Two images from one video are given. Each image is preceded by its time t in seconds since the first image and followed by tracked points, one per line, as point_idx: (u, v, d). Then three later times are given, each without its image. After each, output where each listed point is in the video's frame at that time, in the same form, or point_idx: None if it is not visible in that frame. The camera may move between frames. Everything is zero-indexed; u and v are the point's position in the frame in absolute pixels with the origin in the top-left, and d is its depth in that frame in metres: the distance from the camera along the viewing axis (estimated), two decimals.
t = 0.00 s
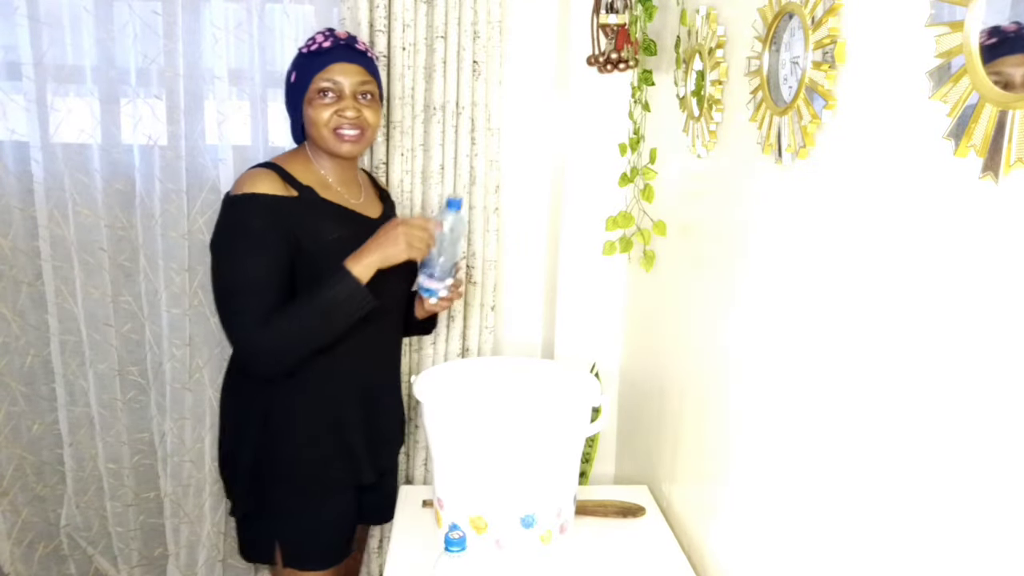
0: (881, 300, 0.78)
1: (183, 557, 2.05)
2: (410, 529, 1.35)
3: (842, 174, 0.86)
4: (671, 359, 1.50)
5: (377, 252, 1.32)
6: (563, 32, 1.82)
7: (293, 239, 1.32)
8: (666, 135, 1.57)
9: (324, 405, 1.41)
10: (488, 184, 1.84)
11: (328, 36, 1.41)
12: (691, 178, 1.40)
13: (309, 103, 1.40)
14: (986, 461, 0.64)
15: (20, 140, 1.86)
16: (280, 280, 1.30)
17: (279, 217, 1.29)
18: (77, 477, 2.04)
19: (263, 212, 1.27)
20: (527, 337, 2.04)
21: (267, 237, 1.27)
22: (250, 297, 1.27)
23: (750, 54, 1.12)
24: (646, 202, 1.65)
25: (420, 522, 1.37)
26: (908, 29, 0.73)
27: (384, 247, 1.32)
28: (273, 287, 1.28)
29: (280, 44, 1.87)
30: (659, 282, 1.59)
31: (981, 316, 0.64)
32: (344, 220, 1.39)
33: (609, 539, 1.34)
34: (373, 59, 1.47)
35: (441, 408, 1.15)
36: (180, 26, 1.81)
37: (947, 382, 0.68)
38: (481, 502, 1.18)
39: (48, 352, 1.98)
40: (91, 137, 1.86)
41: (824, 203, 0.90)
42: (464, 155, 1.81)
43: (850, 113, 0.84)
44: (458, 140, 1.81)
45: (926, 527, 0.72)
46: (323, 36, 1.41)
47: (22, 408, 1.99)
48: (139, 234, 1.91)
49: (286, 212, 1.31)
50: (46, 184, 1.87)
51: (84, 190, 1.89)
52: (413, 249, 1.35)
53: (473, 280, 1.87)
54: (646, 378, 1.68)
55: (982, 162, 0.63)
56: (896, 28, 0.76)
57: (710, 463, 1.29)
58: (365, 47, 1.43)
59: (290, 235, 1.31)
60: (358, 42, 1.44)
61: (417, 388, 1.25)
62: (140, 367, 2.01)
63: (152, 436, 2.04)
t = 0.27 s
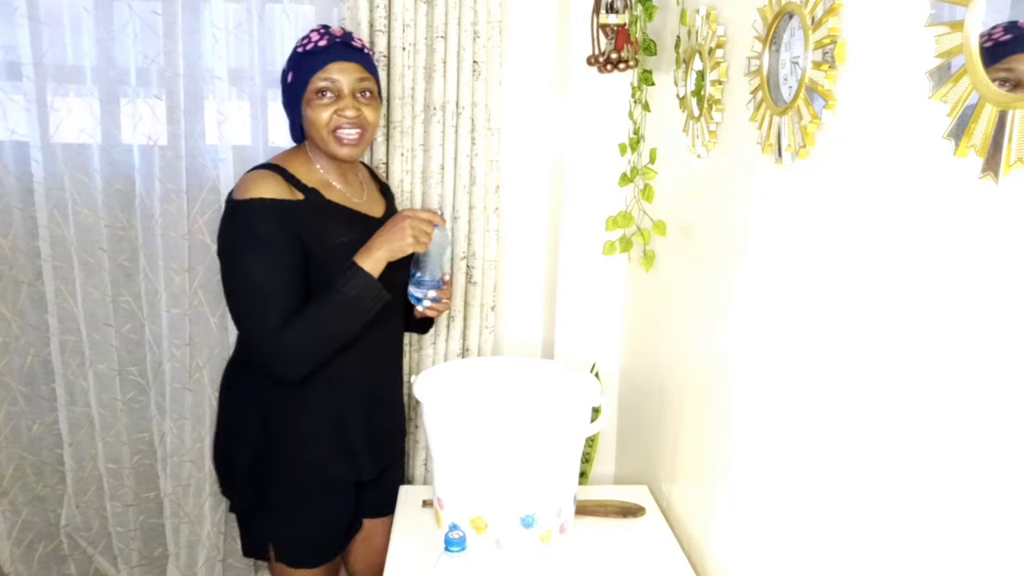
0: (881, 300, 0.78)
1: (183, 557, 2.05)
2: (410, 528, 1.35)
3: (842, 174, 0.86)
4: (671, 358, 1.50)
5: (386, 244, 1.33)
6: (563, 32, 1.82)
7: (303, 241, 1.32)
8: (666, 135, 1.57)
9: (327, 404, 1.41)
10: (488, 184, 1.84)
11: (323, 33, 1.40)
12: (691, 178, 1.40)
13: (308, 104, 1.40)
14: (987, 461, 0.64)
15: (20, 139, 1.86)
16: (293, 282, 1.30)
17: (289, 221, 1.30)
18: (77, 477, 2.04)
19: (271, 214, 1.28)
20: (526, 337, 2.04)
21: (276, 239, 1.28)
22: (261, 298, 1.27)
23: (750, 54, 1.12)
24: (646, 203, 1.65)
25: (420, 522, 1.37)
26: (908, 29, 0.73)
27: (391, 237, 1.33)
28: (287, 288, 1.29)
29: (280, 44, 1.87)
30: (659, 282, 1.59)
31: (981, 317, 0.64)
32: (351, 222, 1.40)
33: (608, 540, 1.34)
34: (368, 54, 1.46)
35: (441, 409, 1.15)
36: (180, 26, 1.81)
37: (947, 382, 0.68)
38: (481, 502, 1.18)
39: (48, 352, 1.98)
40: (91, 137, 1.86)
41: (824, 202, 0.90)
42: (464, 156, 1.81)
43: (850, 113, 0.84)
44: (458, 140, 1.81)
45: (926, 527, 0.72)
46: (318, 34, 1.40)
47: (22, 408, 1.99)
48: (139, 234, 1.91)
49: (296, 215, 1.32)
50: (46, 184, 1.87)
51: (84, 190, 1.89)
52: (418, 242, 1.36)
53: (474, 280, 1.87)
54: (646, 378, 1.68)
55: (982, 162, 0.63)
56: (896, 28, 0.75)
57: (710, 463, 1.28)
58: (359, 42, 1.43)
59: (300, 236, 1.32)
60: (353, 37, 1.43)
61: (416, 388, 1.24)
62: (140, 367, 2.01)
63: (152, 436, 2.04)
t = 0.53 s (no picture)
0: (881, 300, 0.78)
1: (183, 557, 2.05)
2: (410, 527, 1.35)
3: (842, 173, 0.86)
4: (671, 357, 1.50)
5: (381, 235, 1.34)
6: (563, 32, 1.82)
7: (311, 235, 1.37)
8: (665, 135, 1.57)
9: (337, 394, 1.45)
10: (488, 184, 1.84)
11: (342, 44, 1.41)
12: (691, 178, 1.40)
13: (326, 113, 1.42)
14: (987, 461, 0.64)
15: (20, 139, 1.86)
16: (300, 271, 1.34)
17: (298, 214, 1.36)
18: (77, 477, 2.04)
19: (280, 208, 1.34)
20: (526, 337, 2.04)
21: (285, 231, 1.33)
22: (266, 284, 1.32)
23: (750, 54, 1.12)
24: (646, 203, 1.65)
25: (420, 522, 1.37)
26: (908, 29, 0.73)
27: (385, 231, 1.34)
28: (294, 278, 1.33)
29: (280, 44, 1.87)
30: (659, 282, 1.59)
31: (982, 316, 0.64)
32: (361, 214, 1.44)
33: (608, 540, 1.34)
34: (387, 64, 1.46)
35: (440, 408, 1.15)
36: (180, 26, 1.81)
37: (948, 381, 0.68)
38: (481, 502, 1.18)
39: (49, 352, 1.98)
40: (91, 137, 1.86)
41: (824, 202, 0.90)
42: (464, 156, 1.81)
43: (850, 113, 0.84)
44: (458, 140, 1.81)
45: (926, 527, 0.72)
46: (337, 44, 1.42)
47: (22, 408, 1.99)
48: (139, 235, 1.91)
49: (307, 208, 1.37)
50: (46, 184, 1.87)
51: (84, 190, 1.89)
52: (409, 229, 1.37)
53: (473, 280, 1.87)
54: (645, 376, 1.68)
55: (982, 163, 0.63)
56: (896, 28, 0.75)
57: (710, 463, 1.28)
58: (378, 53, 1.43)
59: (310, 230, 1.37)
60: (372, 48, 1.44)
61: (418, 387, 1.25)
62: (140, 367, 2.01)
63: (152, 436, 2.04)
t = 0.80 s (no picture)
0: (881, 299, 0.78)
1: (183, 557, 2.06)
2: (410, 527, 1.35)
3: (842, 173, 0.86)
4: (670, 356, 1.50)
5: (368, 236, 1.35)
6: (563, 33, 1.82)
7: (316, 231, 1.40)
8: (665, 135, 1.57)
9: (334, 387, 1.48)
10: (488, 184, 1.84)
11: (363, 54, 1.43)
12: (691, 178, 1.40)
13: (346, 120, 1.44)
14: (987, 461, 0.64)
15: (20, 139, 1.86)
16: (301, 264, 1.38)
17: (306, 211, 1.39)
18: (77, 477, 2.04)
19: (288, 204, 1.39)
20: (526, 337, 2.04)
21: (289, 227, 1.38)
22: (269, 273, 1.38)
23: (750, 54, 1.12)
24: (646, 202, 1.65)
25: (420, 522, 1.37)
26: (908, 29, 0.73)
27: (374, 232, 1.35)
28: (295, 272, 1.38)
29: (281, 44, 1.87)
30: (659, 282, 1.59)
31: (982, 316, 0.64)
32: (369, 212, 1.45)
33: (607, 540, 1.33)
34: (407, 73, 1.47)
35: (440, 408, 1.15)
36: (180, 26, 1.81)
37: (948, 382, 0.68)
38: (481, 502, 1.18)
39: (48, 352, 1.98)
40: (91, 137, 1.86)
41: (824, 202, 0.90)
42: (468, 156, 1.81)
43: (850, 113, 0.84)
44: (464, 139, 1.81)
45: (927, 527, 0.72)
46: (358, 55, 1.44)
47: (22, 408, 1.99)
48: (139, 235, 1.91)
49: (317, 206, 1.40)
50: (46, 184, 1.87)
51: (84, 190, 1.89)
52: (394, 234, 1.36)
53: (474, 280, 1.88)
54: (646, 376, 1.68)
55: (982, 163, 0.63)
56: (896, 28, 0.75)
57: (710, 463, 1.28)
58: (398, 63, 1.44)
59: (316, 230, 1.40)
60: (392, 57, 1.45)
61: (418, 387, 1.26)
62: (140, 367, 2.01)
63: (152, 436, 2.04)
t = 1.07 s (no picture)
0: (881, 300, 0.78)
1: (183, 557, 2.06)
2: (410, 527, 1.36)
3: (842, 174, 0.86)
4: (670, 355, 1.50)
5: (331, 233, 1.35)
6: (564, 33, 1.82)
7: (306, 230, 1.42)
8: (666, 135, 1.57)
9: (328, 387, 1.49)
10: (489, 184, 1.84)
11: (374, 60, 1.41)
12: (691, 178, 1.40)
13: (355, 127, 1.43)
14: (987, 461, 0.64)
15: (20, 139, 1.86)
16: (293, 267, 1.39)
17: (302, 214, 1.42)
18: (77, 477, 2.04)
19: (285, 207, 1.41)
20: (527, 336, 2.04)
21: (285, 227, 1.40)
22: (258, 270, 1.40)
23: (750, 54, 1.12)
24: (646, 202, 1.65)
25: (420, 522, 1.37)
26: (908, 29, 0.73)
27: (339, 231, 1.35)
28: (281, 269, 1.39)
29: (281, 44, 1.87)
30: (659, 282, 1.59)
31: (982, 316, 0.64)
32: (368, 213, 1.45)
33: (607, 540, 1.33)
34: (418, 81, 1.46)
35: (439, 408, 1.15)
36: (180, 26, 1.81)
37: (948, 382, 0.68)
38: (481, 501, 1.18)
39: (49, 352, 1.98)
40: (91, 137, 1.86)
41: (824, 202, 0.90)
42: (472, 156, 1.81)
43: (850, 113, 0.84)
44: (467, 139, 1.80)
45: (927, 528, 0.71)
46: (369, 60, 1.42)
47: (22, 408, 1.99)
48: (139, 235, 1.91)
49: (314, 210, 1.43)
50: (46, 184, 1.87)
51: (84, 190, 1.89)
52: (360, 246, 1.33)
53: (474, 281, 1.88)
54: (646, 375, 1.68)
55: (982, 163, 0.63)
56: (896, 28, 0.75)
57: (711, 464, 1.28)
58: (409, 72, 1.43)
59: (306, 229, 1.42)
60: (404, 65, 1.43)
61: (418, 386, 1.26)
62: (140, 367, 2.01)
63: (152, 436, 2.04)
